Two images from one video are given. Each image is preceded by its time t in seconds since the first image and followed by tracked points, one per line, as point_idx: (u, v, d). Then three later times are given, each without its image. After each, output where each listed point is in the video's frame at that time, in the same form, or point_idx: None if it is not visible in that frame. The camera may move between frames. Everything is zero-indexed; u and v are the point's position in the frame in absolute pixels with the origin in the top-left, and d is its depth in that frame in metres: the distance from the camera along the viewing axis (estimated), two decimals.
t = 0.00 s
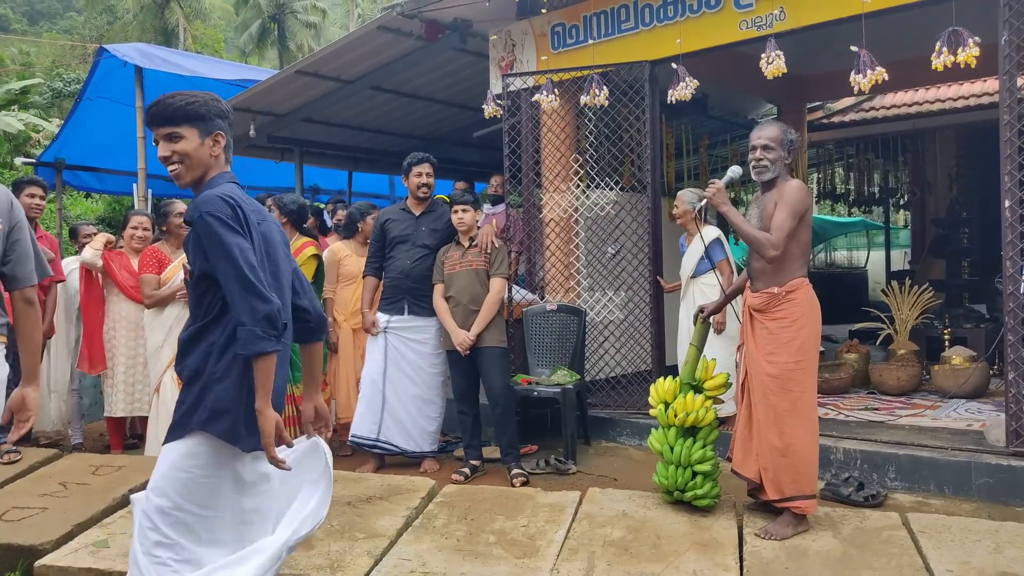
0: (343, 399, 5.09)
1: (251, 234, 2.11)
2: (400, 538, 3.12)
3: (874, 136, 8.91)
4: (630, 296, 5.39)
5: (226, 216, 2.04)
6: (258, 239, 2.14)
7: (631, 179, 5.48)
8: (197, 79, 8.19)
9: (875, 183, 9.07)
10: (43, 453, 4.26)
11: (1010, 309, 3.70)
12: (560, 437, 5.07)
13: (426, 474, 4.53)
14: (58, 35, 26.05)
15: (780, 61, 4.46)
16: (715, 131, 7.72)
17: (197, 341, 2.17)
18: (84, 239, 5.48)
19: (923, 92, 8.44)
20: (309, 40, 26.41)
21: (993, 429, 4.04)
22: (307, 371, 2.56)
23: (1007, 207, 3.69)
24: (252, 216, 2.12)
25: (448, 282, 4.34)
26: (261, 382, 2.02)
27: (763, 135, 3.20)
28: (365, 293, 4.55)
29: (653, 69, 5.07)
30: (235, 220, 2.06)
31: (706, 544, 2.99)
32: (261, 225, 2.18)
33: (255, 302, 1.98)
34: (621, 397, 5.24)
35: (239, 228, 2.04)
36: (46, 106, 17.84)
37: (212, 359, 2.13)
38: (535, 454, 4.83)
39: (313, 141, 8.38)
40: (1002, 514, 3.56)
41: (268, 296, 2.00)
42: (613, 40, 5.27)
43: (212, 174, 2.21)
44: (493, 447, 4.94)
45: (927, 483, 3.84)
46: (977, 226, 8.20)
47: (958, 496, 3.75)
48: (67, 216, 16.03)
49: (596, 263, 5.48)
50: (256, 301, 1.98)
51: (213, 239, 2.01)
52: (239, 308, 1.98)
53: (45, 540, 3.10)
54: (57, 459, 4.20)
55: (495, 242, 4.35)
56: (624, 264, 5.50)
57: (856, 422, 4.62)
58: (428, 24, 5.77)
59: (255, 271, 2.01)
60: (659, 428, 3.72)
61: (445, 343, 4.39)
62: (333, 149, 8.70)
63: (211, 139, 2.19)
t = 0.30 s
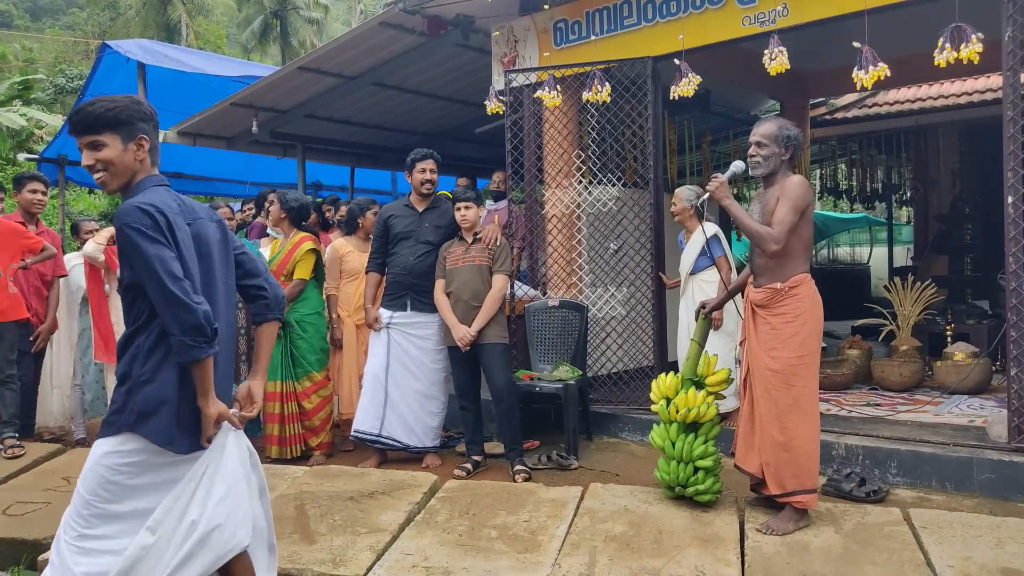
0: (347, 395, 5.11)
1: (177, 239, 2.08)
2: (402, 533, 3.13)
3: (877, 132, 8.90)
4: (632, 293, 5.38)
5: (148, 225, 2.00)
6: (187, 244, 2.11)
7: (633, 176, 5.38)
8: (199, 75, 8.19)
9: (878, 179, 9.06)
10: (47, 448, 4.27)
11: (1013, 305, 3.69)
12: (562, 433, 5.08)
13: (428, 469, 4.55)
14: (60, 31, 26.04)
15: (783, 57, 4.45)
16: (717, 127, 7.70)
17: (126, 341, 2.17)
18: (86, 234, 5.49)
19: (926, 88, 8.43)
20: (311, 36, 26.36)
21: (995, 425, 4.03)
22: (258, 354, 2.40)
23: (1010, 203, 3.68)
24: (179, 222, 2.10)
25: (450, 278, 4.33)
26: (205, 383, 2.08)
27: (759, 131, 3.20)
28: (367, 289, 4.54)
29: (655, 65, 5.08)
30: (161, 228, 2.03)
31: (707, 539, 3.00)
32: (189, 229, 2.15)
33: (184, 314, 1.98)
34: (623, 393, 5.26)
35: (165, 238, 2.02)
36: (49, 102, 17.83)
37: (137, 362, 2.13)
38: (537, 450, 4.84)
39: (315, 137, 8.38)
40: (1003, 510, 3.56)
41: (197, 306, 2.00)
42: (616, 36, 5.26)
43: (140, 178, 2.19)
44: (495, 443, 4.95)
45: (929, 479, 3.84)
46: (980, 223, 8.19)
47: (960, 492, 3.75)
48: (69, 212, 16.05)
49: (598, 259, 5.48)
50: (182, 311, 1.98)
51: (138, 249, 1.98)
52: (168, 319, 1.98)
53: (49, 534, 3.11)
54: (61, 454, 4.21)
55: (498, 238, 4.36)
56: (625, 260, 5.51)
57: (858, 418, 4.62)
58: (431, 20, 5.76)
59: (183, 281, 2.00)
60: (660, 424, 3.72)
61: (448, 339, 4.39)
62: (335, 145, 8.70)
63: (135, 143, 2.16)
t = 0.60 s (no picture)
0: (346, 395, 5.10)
1: (50, 234, 2.08)
2: (400, 533, 3.13)
3: (874, 132, 8.93)
4: (630, 292, 5.37)
5: (13, 221, 2.00)
6: (64, 238, 2.11)
7: (631, 176, 5.41)
8: (196, 75, 8.18)
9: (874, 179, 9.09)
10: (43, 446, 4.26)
11: (1009, 305, 3.70)
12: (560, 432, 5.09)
13: (425, 468, 4.55)
14: (57, 30, 25.97)
15: (780, 57, 4.45)
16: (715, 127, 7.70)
17: (10, 338, 2.19)
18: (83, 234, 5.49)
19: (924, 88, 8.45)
20: (309, 35, 26.31)
21: (991, 425, 4.04)
22: (180, 342, 2.48)
23: (1007, 203, 3.69)
24: (53, 216, 2.09)
25: (448, 277, 4.33)
26: (82, 384, 2.10)
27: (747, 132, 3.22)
28: (365, 287, 4.54)
29: (653, 64, 5.06)
30: (29, 224, 2.03)
31: (704, 539, 3.00)
32: (72, 221, 2.15)
33: (41, 315, 1.98)
34: (621, 392, 5.27)
35: (30, 234, 2.02)
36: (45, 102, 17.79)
37: (16, 364, 2.15)
38: (534, 449, 4.84)
39: (313, 137, 8.37)
40: (1000, 509, 3.56)
41: (58, 305, 1.99)
42: (614, 36, 5.27)
43: (25, 169, 2.21)
44: (493, 442, 4.96)
45: (926, 478, 3.85)
46: (977, 223, 8.20)
47: (957, 491, 3.76)
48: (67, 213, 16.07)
49: (595, 258, 5.49)
50: (41, 315, 1.98)
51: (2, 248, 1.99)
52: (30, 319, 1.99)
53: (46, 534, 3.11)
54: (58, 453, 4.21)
55: (497, 237, 4.36)
56: (623, 260, 5.51)
57: (856, 418, 4.62)
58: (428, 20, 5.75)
59: (44, 279, 2.00)
60: (658, 423, 3.72)
61: (445, 338, 4.39)
62: (333, 145, 8.69)
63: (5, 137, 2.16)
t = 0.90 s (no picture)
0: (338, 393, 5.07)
1: None
2: (397, 531, 3.13)
3: (872, 131, 9.00)
4: (628, 290, 5.36)
5: None
6: None
7: (629, 174, 5.40)
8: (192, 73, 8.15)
9: (871, 178, 9.15)
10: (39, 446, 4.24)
11: (1006, 303, 3.71)
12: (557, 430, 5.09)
13: (423, 466, 4.56)
14: (53, 28, 25.92)
15: (777, 55, 4.45)
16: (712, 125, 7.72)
17: None
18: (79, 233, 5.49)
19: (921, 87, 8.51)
20: (306, 34, 26.29)
21: (988, 422, 4.05)
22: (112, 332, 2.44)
23: (1004, 201, 3.69)
24: None
25: (447, 275, 4.33)
26: (28, 378, 2.19)
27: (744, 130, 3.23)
28: (362, 284, 4.54)
29: (650, 62, 5.06)
30: None
31: (702, 536, 3.00)
32: None
33: None
34: (618, 390, 5.26)
35: None
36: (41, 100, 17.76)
37: None
38: (532, 447, 4.84)
39: (310, 135, 8.35)
40: (996, 506, 3.57)
41: None
42: (612, 34, 5.28)
43: None
44: (491, 441, 4.96)
45: (923, 476, 3.86)
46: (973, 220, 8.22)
47: (953, 489, 3.77)
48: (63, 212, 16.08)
49: (592, 257, 5.48)
50: None
51: None
52: None
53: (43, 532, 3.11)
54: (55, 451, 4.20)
55: (495, 235, 4.36)
56: (620, 259, 5.51)
57: (853, 415, 4.63)
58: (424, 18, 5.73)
59: None
60: (655, 421, 3.73)
61: (442, 336, 4.39)
62: (330, 143, 8.68)
63: None
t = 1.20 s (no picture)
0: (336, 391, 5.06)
1: None
2: (399, 528, 3.13)
3: (875, 130, 9.02)
4: (630, 289, 5.36)
5: None
6: None
7: (631, 172, 5.40)
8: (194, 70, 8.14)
9: (873, 177, 9.18)
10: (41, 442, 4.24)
11: (1009, 302, 3.70)
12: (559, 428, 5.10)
13: (425, 464, 4.57)
14: (55, 25, 25.93)
15: (780, 53, 4.44)
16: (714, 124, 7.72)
17: None
18: (83, 230, 5.50)
19: (924, 86, 8.51)
20: (308, 31, 26.31)
21: (990, 422, 4.06)
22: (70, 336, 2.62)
23: (1006, 200, 3.69)
24: None
25: (449, 273, 4.34)
26: None
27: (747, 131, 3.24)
28: (365, 281, 4.54)
29: (653, 61, 5.06)
30: None
31: (703, 535, 3.00)
32: None
33: None
34: (620, 388, 5.28)
35: None
36: (43, 97, 17.79)
37: None
38: (534, 445, 4.85)
39: (311, 133, 8.35)
40: (998, 506, 3.57)
41: None
42: (614, 32, 5.27)
43: None
44: (492, 439, 4.96)
45: (925, 475, 3.85)
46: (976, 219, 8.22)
47: (955, 488, 3.77)
48: (66, 209, 16.12)
49: (595, 255, 5.48)
50: None
51: None
52: None
53: (46, 529, 3.11)
54: (57, 448, 4.20)
55: (498, 234, 4.36)
56: (623, 257, 5.52)
57: (855, 414, 4.63)
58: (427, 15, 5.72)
59: None
60: (657, 419, 3.72)
61: (444, 334, 4.39)
62: (332, 141, 8.68)
63: None
